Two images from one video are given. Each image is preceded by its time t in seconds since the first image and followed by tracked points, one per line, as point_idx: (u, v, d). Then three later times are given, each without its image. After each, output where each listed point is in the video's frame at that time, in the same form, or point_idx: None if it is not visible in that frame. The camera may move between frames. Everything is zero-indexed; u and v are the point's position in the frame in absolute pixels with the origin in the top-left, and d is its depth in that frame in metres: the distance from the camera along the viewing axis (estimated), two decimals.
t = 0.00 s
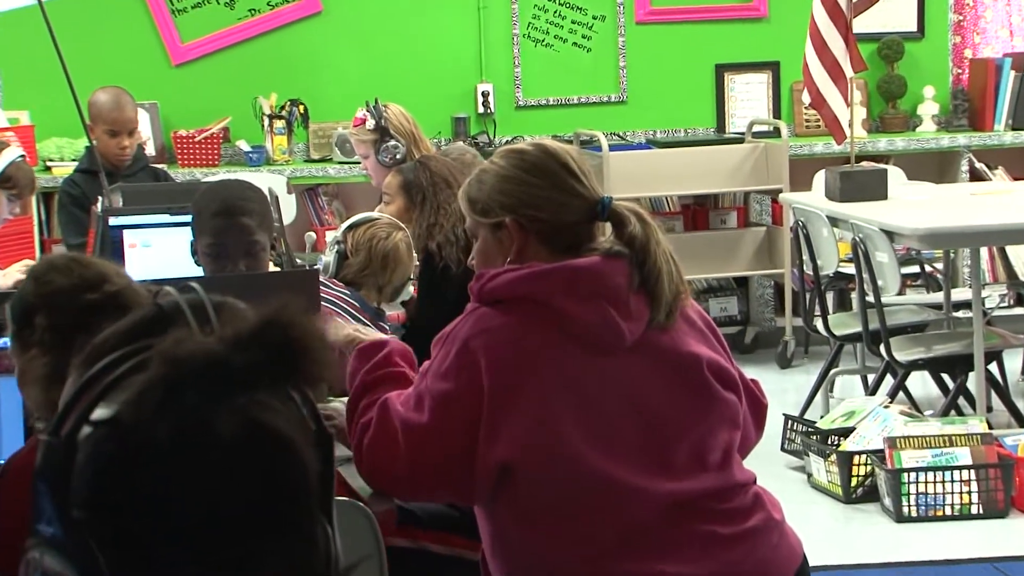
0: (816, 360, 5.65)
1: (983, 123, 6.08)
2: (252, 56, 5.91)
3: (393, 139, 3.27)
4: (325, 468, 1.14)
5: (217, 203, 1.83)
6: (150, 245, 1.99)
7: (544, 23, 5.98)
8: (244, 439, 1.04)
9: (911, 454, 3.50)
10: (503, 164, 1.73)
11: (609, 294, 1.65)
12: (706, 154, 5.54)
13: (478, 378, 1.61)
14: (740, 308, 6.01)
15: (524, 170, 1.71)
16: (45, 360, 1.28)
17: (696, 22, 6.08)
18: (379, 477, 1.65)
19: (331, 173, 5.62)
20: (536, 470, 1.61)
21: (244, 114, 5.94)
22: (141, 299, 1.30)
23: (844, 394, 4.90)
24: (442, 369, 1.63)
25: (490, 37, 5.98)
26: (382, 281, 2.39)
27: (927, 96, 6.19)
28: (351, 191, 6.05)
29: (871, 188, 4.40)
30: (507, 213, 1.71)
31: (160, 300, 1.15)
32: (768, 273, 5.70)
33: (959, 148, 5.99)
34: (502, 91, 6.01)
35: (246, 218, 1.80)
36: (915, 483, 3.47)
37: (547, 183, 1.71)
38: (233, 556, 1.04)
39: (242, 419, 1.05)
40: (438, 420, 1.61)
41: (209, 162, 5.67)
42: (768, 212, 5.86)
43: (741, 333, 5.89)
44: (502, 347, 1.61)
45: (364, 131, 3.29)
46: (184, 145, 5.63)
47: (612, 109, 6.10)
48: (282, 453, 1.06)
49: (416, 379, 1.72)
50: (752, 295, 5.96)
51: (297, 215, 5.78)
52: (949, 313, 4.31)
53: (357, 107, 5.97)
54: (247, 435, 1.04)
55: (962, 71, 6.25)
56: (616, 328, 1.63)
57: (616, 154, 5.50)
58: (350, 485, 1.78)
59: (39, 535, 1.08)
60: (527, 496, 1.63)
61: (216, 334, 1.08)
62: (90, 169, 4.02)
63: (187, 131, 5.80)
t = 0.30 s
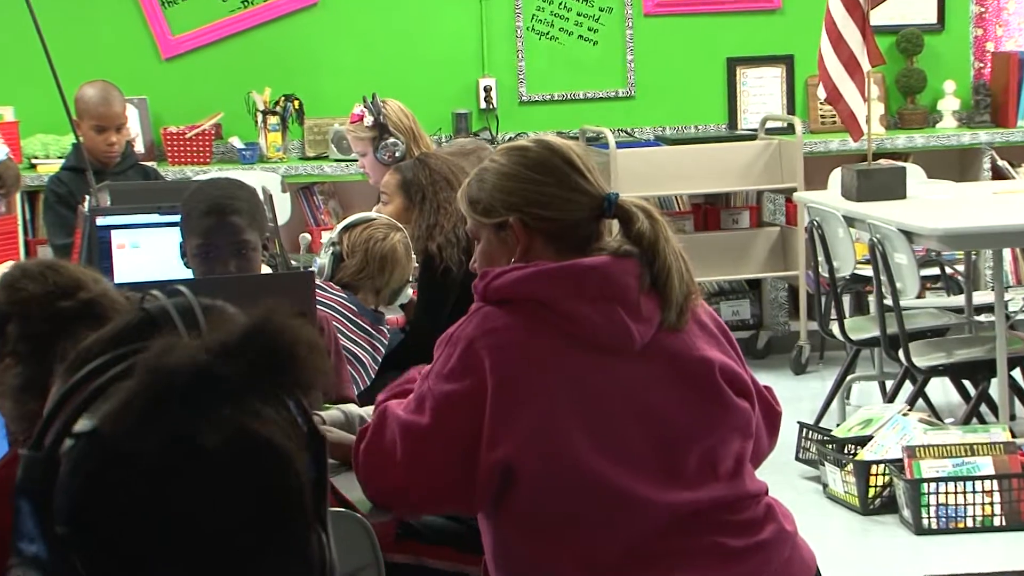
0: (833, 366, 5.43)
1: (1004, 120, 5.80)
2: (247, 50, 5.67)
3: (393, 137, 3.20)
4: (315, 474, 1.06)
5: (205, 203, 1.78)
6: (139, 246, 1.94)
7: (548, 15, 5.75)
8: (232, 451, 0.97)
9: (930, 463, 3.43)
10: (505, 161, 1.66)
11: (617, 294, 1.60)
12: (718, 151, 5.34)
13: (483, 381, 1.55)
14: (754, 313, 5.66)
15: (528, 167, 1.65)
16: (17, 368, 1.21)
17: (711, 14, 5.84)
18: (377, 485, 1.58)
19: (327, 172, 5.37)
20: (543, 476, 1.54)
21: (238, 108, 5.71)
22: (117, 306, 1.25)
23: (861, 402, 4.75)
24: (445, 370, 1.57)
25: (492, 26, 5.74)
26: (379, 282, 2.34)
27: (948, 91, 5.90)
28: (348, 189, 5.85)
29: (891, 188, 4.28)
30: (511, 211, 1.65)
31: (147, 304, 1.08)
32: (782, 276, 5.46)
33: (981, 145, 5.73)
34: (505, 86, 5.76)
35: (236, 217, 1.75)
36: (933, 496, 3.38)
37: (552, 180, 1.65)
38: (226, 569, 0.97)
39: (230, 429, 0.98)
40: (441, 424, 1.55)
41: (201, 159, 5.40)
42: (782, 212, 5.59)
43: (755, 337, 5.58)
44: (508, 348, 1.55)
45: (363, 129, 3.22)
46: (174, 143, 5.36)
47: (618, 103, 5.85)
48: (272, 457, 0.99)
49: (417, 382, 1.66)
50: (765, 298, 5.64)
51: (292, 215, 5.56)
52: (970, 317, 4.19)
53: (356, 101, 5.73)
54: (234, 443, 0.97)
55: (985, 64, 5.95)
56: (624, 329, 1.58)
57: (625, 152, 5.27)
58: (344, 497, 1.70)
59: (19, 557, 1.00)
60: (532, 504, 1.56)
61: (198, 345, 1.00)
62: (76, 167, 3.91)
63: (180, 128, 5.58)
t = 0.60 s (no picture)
0: (846, 372, 5.12)
1: None
2: (232, 42, 5.40)
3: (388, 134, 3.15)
4: (254, 468, 0.90)
5: (192, 202, 1.73)
6: (124, 246, 1.91)
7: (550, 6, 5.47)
8: (127, 511, 0.82)
9: (947, 472, 3.21)
10: (507, 156, 1.60)
11: (621, 293, 1.54)
12: (727, 146, 5.03)
13: (481, 383, 1.50)
14: (762, 315, 5.31)
15: (531, 163, 1.59)
16: None
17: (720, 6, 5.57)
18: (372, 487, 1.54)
19: (320, 169, 5.06)
20: (541, 483, 1.49)
21: (226, 102, 5.43)
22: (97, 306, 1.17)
23: (874, 408, 4.54)
24: (443, 371, 1.52)
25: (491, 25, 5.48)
26: (358, 274, 2.34)
27: (965, 84, 5.67)
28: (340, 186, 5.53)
29: (904, 186, 4.04)
30: (512, 209, 1.59)
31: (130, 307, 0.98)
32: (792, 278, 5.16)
33: (999, 141, 5.46)
34: (504, 79, 5.50)
35: (223, 216, 1.70)
36: (951, 505, 3.19)
37: (556, 175, 1.59)
38: None
39: (123, 487, 0.82)
40: (438, 426, 1.50)
41: (188, 155, 5.14)
42: (792, 210, 5.41)
43: (764, 340, 5.28)
44: (508, 349, 1.50)
45: (358, 124, 3.16)
46: (161, 138, 5.10)
47: (622, 97, 5.59)
48: (189, 488, 0.83)
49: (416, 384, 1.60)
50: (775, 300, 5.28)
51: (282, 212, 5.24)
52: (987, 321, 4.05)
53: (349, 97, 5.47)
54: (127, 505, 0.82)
55: (1002, 58, 5.76)
56: (628, 330, 1.52)
57: (628, 148, 4.98)
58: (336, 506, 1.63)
59: None
60: (529, 508, 1.51)
61: (64, 397, 0.82)
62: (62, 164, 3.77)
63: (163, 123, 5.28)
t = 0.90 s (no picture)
0: (859, 376, 4.83)
1: None
2: (224, 35, 5.24)
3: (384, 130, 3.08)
4: (235, 480, 0.83)
5: (178, 200, 1.68)
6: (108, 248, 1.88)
7: None
8: (101, 541, 0.74)
9: (964, 482, 3.03)
10: (505, 152, 1.54)
11: (624, 296, 1.48)
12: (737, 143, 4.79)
13: (478, 388, 1.44)
14: (771, 318, 5.03)
15: (531, 159, 1.53)
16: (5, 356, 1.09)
17: None
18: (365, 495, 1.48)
19: (311, 166, 4.86)
20: (539, 492, 1.43)
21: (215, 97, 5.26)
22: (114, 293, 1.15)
23: (889, 415, 4.33)
24: (439, 376, 1.46)
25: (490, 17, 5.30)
26: (342, 267, 2.27)
27: (984, 78, 5.48)
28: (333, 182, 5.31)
29: (918, 185, 3.89)
30: (510, 206, 1.53)
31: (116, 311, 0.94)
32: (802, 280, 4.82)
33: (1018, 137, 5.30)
34: (503, 74, 5.33)
35: (211, 214, 1.65)
36: (968, 517, 2.99)
37: (556, 172, 1.53)
38: None
39: (91, 510, 0.74)
40: (433, 433, 1.44)
41: (175, 152, 4.97)
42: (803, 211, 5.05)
43: (773, 344, 4.99)
44: (507, 353, 1.44)
45: (352, 121, 3.10)
46: (146, 134, 4.92)
47: (625, 91, 5.42)
48: (168, 509, 0.76)
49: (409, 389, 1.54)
50: (784, 302, 5.02)
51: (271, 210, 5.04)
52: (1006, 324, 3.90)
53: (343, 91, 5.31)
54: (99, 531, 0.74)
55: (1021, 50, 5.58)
56: (632, 334, 1.46)
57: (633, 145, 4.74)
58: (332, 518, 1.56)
59: None
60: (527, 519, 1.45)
61: (31, 425, 0.76)
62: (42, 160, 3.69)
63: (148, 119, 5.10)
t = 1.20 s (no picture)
0: (873, 383, 4.73)
1: None
2: (214, 24, 5.08)
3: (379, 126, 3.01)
4: (224, 488, 0.74)
5: (173, 194, 1.62)
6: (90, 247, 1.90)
7: None
8: (79, 545, 0.68)
9: (984, 492, 2.93)
10: (504, 148, 1.48)
11: (624, 298, 1.42)
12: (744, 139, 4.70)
13: (475, 394, 1.38)
14: (783, 321, 4.89)
15: (530, 155, 1.47)
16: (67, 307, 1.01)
17: None
18: (359, 509, 1.42)
19: (304, 162, 4.76)
20: (539, 503, 1.37)
21: (204, 91, 5.13)
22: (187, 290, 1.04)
23: (905, 422, 4.22)
24: (434, 382, 1.40)
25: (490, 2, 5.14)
26: (331, 267, 2.23)
27: (1004, 72, 5.30)
28: (325, 180, 5.16)
29: (935, 181, 3.78)
30: (510, 204, 1.47)
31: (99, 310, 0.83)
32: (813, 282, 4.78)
33: None
34: (502, 67, 5.18)
35: (206, 210, 1.60)
36: (988, 529, 2.88)
37: (557, 169, 1.47)
38: None
39: (69, 515, 0.68)
40: (428, 442, 1.39)
41: (161, 149, 4.83)
42: (816, 208, 4.88)
43: (784, 348, 4.85)
44: (503, 357, 1.38)
45: (346, 116, 3.03)
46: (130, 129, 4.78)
47: (632, 86, 5.25)
48: (154, 520, 0.70)
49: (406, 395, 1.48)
50: (796, 305, 4.86)
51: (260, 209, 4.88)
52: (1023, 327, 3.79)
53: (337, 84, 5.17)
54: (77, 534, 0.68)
55: None
56: (633, 338, 1.40)
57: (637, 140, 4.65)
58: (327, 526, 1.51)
59: None
60: (525, 530, 1.39)
61: (10, 426, 0.70)
62: (23, 156, 3.60)
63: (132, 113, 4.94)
